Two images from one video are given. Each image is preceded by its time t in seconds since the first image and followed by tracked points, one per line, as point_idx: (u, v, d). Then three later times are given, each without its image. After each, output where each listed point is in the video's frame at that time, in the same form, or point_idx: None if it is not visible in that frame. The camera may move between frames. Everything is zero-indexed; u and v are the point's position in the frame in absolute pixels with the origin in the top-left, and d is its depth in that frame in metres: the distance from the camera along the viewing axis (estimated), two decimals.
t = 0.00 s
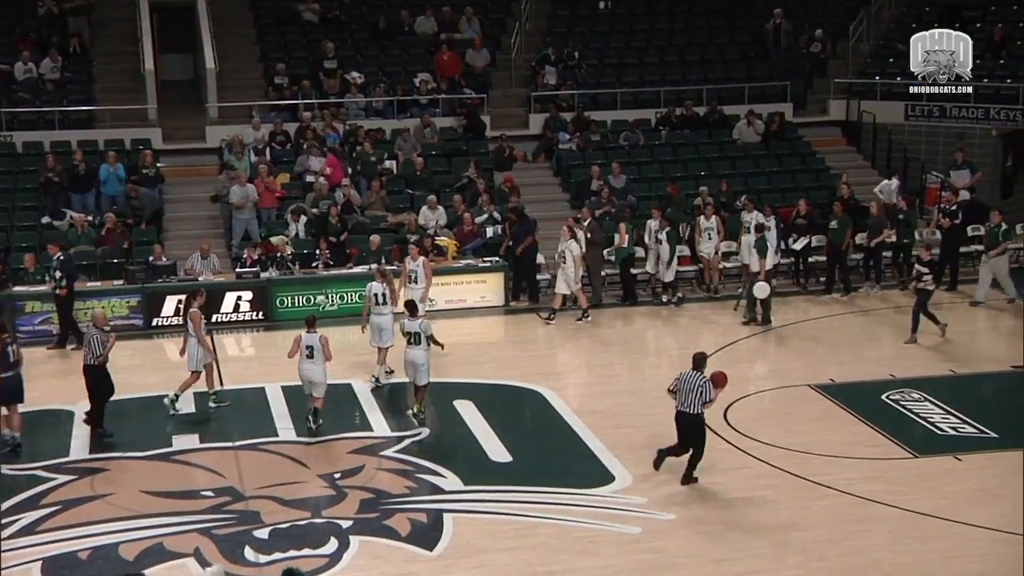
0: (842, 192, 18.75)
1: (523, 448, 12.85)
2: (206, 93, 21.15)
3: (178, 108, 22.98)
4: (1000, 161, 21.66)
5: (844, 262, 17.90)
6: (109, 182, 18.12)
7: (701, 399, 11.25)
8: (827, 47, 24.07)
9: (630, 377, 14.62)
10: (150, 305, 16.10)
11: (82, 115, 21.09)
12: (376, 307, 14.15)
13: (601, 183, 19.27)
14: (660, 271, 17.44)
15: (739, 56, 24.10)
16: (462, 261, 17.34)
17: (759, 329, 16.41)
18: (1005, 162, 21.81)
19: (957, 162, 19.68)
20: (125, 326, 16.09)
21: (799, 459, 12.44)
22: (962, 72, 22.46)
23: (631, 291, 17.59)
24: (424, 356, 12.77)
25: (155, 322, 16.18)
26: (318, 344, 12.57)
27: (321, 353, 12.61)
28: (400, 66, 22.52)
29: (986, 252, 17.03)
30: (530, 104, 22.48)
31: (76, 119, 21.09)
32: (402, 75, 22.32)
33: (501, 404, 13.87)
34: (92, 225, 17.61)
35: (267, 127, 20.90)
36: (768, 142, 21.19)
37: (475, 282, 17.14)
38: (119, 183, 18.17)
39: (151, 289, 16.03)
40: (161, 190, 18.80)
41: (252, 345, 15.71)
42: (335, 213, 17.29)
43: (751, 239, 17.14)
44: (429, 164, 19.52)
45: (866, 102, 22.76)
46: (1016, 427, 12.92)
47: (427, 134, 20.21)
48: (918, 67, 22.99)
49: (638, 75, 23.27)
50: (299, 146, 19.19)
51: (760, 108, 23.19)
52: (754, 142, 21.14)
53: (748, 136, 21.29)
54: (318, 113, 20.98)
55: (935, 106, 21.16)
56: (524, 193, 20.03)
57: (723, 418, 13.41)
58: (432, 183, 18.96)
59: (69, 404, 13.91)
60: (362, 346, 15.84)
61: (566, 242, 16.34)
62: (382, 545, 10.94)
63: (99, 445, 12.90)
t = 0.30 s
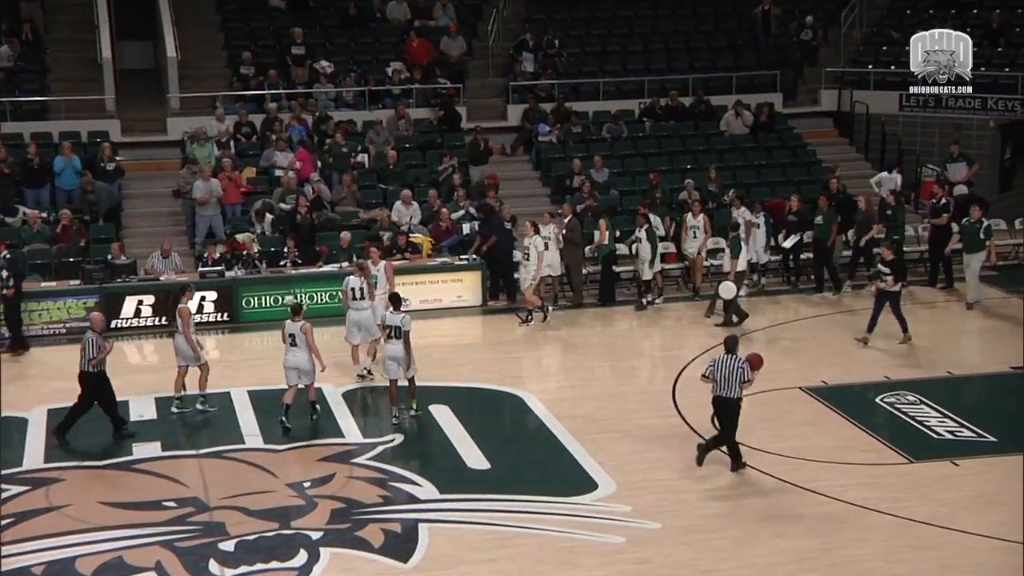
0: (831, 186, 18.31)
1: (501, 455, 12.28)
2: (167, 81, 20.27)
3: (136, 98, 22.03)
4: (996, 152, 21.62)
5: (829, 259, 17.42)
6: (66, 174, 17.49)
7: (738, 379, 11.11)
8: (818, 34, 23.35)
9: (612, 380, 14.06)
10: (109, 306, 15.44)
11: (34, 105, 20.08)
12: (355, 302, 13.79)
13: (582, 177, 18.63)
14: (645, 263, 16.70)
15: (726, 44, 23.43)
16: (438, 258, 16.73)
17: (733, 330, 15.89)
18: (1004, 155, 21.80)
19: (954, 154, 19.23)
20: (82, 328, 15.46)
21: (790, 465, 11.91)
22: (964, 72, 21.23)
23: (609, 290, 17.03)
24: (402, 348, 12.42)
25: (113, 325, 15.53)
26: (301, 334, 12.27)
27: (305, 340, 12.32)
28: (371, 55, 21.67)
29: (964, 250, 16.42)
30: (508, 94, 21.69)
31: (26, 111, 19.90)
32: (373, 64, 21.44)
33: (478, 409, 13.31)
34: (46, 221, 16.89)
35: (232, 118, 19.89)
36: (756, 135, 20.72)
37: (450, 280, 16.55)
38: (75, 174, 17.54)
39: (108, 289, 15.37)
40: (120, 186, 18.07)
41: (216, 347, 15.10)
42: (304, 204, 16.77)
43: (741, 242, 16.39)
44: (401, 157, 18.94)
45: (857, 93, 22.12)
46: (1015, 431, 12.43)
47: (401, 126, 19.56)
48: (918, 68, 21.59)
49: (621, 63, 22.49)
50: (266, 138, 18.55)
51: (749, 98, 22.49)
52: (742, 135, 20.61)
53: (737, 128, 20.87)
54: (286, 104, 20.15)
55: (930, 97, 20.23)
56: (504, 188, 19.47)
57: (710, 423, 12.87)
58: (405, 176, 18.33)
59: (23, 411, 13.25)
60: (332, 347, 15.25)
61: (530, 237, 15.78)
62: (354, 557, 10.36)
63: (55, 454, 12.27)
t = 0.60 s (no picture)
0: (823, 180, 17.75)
1: (481, 463, 11.71)
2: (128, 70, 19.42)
3: (92, 86, 21.09)
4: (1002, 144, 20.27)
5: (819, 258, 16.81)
6: (19, 167, 16.58)
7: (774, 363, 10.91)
8: (813, 20, 22.72)
9: (598, 385, 13.50)
10: (67, 307, 14.80)
11: None
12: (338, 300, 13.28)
13: (566, 172, 18.19)
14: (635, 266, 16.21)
15: (717, 31, 22.78)
16: (416, 256, 16.16)
17: (723, 334, 15.24)
18: (1008, 147, 20.37)
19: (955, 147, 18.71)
20: (38, 331, 14.81)
21: (784, 473, 11.37)
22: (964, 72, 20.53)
23: (592, 290, 16.48)
24: (392, 346, 12.09)
25: (71, 327, 14.88)
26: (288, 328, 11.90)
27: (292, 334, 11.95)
28: (344, 42, 20.88)
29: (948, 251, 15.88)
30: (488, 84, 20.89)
31: None
32: (346, 53, 20.62)
33: (457, 415, 12.73)
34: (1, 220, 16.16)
35: (198, 109, 19.16)
36: (749, 127, 20.17)
37: (429, 280, 15.97)
38: (30, 168, 16.64)
39: (67, 290, 14.74)
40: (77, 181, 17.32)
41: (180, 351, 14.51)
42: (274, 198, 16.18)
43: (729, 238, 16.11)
44: (377, 150, 18.30)
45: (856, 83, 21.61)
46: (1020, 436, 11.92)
47: (375, 117, 18.94)
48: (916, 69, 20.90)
49: (607, 52, 21.85)
50: (233, 131, 17.85)
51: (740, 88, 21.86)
52: (733, 128, 20.06)
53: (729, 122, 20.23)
54: (253, 94, 19.33)
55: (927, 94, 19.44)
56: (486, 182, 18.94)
57: (701, 429, 12.32)
58: (380, 170, 17.70)
59: None
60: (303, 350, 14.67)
61: (496, 237, 15.03)
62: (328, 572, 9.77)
63: (10, 464, 11.63)
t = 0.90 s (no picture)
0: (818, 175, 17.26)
1: (463, 472, 11.18)
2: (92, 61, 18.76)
3: (55, 77, 20.39)
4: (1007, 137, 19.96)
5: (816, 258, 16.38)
6: None
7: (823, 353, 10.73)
8: (810, 9, 22.28)
9: (585, 391, 12.97)
10: (27, 309, 14.24)
11: None
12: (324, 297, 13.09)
13: (553, 167, 17.67)
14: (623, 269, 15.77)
15: (710, 20, 22.25)
16: (395, 256, 15.63)
17: (717, 337, 14.74)
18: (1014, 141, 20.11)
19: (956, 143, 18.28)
20: None
21: (782, 482, 10.85)
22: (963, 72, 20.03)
23: (576, 291, 16.00)
24: (380, 343, 11.70)
25: (32, 330, 14.33)
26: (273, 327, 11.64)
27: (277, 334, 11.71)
28: (320, 30, 20.37)
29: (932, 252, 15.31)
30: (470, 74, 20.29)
31: None
32: (320, 42, 20.07)
33: (437, 423, 12.20)
34: None
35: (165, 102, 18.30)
36: (745, 121, 19.64)
37: (409, 280, 15.45)
38: None
39: (26, 291, 14.18)
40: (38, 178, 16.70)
41: (147, 356, 13.95)
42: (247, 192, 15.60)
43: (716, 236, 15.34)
44: (353, 145, 17.74)
45: (855, 73, 21.03)
46: None
47: (352, 109, 18.40)
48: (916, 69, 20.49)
49: (594, 41, 21.30)
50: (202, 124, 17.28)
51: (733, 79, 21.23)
52: (728, 120, 19.55)
53: (722, 113, 19.69)
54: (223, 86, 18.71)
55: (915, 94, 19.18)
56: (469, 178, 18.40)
57: (694, 436, 11.80)
58: (357, 165, 17.18)
59: None
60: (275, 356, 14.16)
61: (462, 237, 14.54)
62: None
63: None
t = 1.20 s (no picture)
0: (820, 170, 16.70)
1: (450, 482, 10.67)
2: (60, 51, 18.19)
3: (23, 69, 19.79)
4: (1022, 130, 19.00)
5: (818, 256, 15.79)
6: None
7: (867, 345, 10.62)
8: None
9: (577, 396, 12.50)
10: None
11: None
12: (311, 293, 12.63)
13: (543, 161, 17.10)
14: (609, 268, 15.28)
15: (706, 8, 21.75)
16: (378, 256, 15.02)
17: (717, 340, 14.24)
18: None
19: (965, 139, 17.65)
20: None
21: (785, 491, 10.36)
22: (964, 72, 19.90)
23: (566, 291, 15.55)
24: (368, 340, 11.39)
25: None
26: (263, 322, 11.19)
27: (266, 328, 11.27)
28: (299, 18, 19.86)
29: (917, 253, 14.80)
30: (457, 65, 19.78)
31: None
32: (299, 30, 19.56)
33: (423, 429, 11.70)
34: None
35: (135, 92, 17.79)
36: (744, 112, 19.21)
37: (395, 280, 14.98)
38: None
39: None
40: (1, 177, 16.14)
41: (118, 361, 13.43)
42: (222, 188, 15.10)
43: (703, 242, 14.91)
44: (334, 139, 17.29)
45: (861, 63, 20.75)
46: None
47: (334, 101, 17.89)
48: (916, 68, 20.15)
49: (587, 30, 20.81)
50: (176, 118, 16.77)
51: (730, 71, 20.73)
52: (727, 113, 19.10)
53: (725, 108, 19.21)
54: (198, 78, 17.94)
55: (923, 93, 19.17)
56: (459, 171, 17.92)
57: (692, 443, 11.31)
58: (338, 160, 16.67)
59: None
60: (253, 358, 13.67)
61: (431, 239, 13.75)
62: None
63: None
